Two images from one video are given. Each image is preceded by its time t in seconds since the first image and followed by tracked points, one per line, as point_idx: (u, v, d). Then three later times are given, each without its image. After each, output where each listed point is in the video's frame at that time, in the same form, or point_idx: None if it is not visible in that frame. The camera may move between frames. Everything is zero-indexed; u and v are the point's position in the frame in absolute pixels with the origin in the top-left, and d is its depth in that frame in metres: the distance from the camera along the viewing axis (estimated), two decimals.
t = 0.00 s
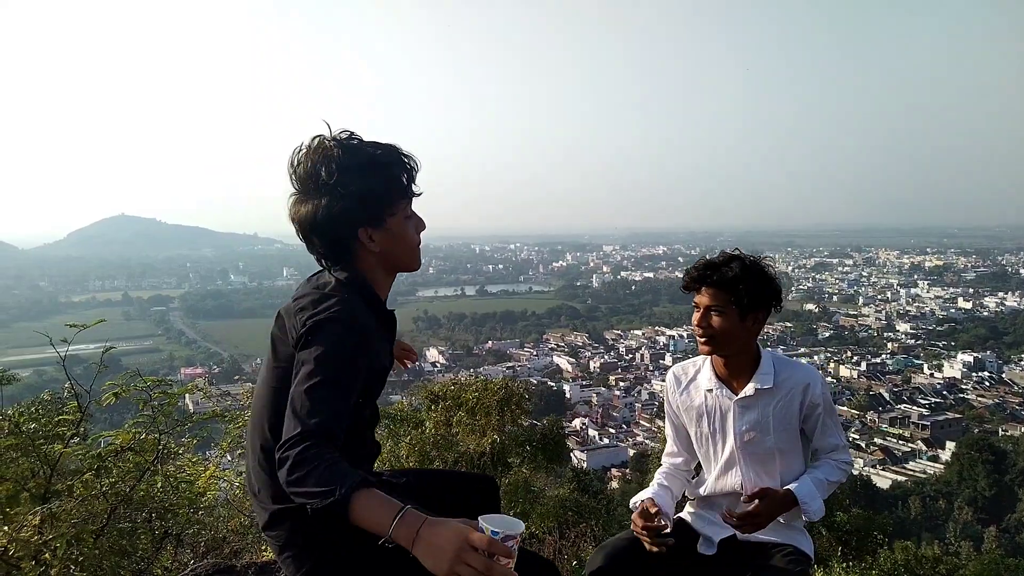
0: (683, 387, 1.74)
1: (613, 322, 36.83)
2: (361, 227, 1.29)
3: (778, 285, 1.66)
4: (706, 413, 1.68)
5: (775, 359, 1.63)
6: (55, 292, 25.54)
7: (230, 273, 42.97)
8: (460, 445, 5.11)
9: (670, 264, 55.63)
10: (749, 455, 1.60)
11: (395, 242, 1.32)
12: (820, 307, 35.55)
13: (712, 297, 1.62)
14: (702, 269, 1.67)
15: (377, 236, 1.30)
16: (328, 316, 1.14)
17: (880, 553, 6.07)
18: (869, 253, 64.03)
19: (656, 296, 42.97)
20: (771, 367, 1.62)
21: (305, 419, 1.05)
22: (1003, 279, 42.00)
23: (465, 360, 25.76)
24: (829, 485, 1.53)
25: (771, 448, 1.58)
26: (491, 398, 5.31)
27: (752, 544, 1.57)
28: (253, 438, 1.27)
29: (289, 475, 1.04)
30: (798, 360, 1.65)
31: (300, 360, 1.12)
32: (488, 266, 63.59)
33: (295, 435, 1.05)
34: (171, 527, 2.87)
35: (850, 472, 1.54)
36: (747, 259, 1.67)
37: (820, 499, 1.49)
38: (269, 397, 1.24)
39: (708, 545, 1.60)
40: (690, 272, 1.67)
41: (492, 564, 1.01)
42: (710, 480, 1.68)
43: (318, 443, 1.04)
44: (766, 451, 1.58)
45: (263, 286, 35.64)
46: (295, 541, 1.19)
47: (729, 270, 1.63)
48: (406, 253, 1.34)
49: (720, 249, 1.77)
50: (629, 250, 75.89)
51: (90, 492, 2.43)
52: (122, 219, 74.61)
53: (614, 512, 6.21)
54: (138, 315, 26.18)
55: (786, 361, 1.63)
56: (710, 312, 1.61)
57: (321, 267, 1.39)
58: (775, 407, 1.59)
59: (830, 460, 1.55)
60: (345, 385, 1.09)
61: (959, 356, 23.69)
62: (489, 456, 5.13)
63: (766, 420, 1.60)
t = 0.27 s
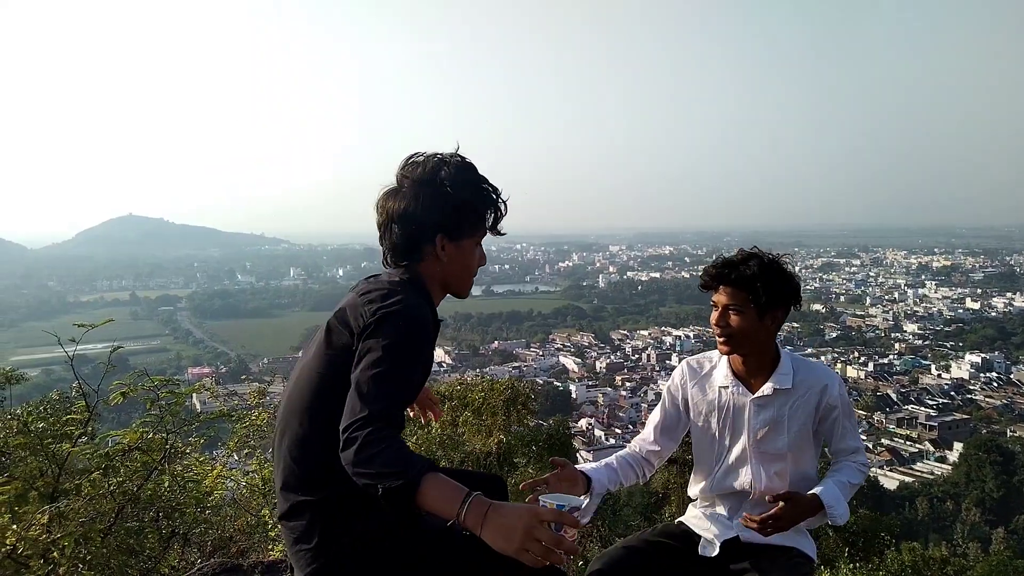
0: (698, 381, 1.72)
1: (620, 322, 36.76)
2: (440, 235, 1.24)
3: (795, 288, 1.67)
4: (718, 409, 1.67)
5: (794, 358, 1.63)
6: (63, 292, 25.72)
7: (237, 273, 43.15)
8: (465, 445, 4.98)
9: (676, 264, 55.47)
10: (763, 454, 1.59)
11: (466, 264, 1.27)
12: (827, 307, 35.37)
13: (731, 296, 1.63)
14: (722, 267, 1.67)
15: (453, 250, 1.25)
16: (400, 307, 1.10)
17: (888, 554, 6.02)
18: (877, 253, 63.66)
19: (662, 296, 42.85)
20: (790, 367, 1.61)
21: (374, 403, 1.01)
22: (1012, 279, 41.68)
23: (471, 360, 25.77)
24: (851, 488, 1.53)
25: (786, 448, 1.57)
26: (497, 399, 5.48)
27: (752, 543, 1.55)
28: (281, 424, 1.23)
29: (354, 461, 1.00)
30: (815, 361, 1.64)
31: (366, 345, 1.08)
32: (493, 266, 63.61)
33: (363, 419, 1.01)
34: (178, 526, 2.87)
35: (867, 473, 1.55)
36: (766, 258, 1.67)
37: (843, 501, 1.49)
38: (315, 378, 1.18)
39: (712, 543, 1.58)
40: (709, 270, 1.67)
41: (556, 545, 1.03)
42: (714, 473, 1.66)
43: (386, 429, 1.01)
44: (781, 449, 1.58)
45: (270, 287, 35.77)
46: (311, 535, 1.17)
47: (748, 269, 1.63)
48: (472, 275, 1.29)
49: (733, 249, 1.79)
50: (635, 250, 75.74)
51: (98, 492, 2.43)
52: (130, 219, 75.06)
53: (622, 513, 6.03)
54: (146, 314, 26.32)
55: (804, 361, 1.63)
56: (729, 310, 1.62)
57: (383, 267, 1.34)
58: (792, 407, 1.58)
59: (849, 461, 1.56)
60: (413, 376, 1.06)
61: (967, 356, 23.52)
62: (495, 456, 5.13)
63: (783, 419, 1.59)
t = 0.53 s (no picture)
0: (719, 386, 1.69)
1: (625, 322, 36.72)
2: (458, 246, 1.25)
3: (824, 292, 1.64)
4: (738, 414, 1.66)
5: (816, 365, 1.61)
6: (70, 292, 25.87)
7: (243, 273, 43.31)
8: (470, 446, 5.03)
9: (681, 264, 55.34)
10: (782, 459, 1.58)
11: (480, 280, 1.27)
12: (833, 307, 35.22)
13: (756, 300, 1.61)
14: (747, 268, 1.65)
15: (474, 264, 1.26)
16: (415, 307, 1.10)
17: (894, 555, 6.00)
18: (883, 253, 63.33)
19: (667, 296, 42.76)
20: (810, 373, 1.60)
21: (400, 404, 1.01)
22: (1019, 279, 41.39)
23: (476, 360, 25.77)
24: (855, 489, 1.52)
25: (804, 454, 1.57)
26: (503, 399, 5.32)
27: (761, 544, 1.55)
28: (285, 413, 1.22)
29: (383, 462, 1.00)
30: (835, 367, 1.63)
31: (384, 347, 1.08)
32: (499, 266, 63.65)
33: (390, 419, 1.01)
34: (185, 524, 2.87)
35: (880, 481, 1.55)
36: (791, 261, 1.65)
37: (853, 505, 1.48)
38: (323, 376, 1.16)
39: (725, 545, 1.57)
40: (735, 271, 1.64)
41: (584, 541, 1.06)
42: (728, 478, 1.65)
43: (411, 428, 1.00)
44: (799, 454, 1.57)
45: (275, 287, 35.89)
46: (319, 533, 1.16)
47: (775, 271, 1.61)
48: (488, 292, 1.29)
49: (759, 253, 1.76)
50: (640, 250, 75.63)
51: (104, 490, 2.43)
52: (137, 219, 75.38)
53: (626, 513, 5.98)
54: (152, 314, 26.44)
55: (826, 368, 1.61)
56: (754, 313, 1.60)
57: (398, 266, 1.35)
58: (811, 415, 1.57)
59: (862, 470, 1.55)
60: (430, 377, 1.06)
61: (974, 356, 23.37)
62: (501, 456, 5.11)
63: (801, 424, 1.59)
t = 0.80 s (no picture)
0: (720, 375, 1.70)
1: (630, 322, 36.66)
2: (397, 239, 1.25)
3: (826, 275, 1.64)
4: (740, 400, 1.65)
5: (815, 348, 1.62)
6: (77, 292, 25.98)
7: (249, 273, 43.42)
8: (476, 444, 5.02)
9: (686, 264, 55.20)
10: (788, 442, 1.57)
11: (425, 270, 1.28)
12: (839, 307, 35.06)
13: (763, 282, 1.60)
14: (756, 252, 1.64)
15: (420, 258, 1.27)
16: (366, 325, 1.07)
17: (899, 555, 5.97)
18: (889, 253, 63.03)
19: (672, 296, 42.68)
20: (813, 354, 1.61)
21: (371, 433, 1.00)
22: None
23: (481, 360, 25.77)
24: (887, 471, 1.51)
25: (809, 438, 1.57)
26: (507, 398, 5.43)
27: (773, 537, 1.53)
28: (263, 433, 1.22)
29: (367, 491, 1.00)
30: (836, 350, 1.64)
31: (340, 371, 1.07)
32: (503, 266, 63.67)
33: (367, 450, 1.00)
34: (190, 524, 2.87)
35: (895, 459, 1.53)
36: (800, 247, 1.64)
37: (885, 482, 1.47)
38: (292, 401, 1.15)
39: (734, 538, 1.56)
40: (745, 254, 1.63)
41: (581, 541, 1.07)
42: (732, 467, 1.64)
43: (390, 456, 0.99)
44: (803, 438, 1.57)
45: (280, 287, 35.96)
46: (313, 544, 1.17)
47: (786, 255, 1.60)
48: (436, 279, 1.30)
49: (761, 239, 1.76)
50: (645, 249, 75.49)
51: (109, 490, 2.43)
52: (143, 219, 75.68)
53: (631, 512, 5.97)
54: (157, 314, 26.53)
55: (827, 350, 1.62)
56: (764, 296, 1.59)
57: (346, 259, 1.34)
58: (814, 397, 1.57)
59: (875, 449, 1.54)
60: (394, 399, 1.05)
61: (981, 356, 23.24)
62: (506, 455, 5.05)
63: (806, 407, 1.59)
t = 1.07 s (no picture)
0: (712, 377, 1.70)
1: (631, 322, 36.67)
2: (295, 241, 1.23)
3: (806, 273, 1.64)
4: (731, 402, 1.65)
5: (805, 348, 1.61)
6: (78, 292, 26.02)
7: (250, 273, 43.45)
8: (477, 445, 5.02)
9: (688, 264, 55.19)
10: (779, 445, 1.57)
11: (341, 246, 1.25)
12: (840, 308, 35.06)
13: (742, 284, 1.60)
14: (733, 255, 1.64)
15: (324, 244, 1.24)
16: (299, 325, 1.09)
17: (900, 555, 5.96)
18: (890, 253, 63.01)
19: (673, 297, 42.69)
20: (801, 355, 1.60)
21: (343, 428, 1.00)
22: None
23: (482, 360, 25.77)
24: (877, 472, 1.49)
25: (801, 439, 1.56)
26: (508, 398, 5.42)
27: (770, 540, 1.53)
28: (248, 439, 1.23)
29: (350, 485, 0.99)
30: (827, 350, 1.63)
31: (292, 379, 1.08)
32: (505, 266, 63.66)
33: (337, 448, 1.00)
34: (192, 524, 2.88)
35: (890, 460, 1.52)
36: (777, 246, 1.64)
37: (871, 486, 1.46)
38: (271, 414, 1.17)
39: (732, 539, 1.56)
40: (723, 258, 1.64)
41: (572, 530, 1.03)
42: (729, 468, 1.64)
43: (364, 443, 0.99)
44: (795, 440, 1.56)
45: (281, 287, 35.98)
46: (312, 543, 1.16)
47: (761, 256, 1.61)
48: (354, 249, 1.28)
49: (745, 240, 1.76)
50: (646, 250, 75.51)
51: (111, 490, 2.44)
52: (144, 219, 75.68)
53: (632, 511, 5.96)
54: (158, 314, 26.57)
55: (816, 351, 1.61)
56: (744, 298, 1.59)
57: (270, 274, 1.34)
58: (804, 397, 1.56)
59: (871, 448, 1.53)
60: (348, 389, 1.05)
61: (982, 356, 23.22)
62: (506, 456, 5.01)
63: (795, 409, 1.58)
